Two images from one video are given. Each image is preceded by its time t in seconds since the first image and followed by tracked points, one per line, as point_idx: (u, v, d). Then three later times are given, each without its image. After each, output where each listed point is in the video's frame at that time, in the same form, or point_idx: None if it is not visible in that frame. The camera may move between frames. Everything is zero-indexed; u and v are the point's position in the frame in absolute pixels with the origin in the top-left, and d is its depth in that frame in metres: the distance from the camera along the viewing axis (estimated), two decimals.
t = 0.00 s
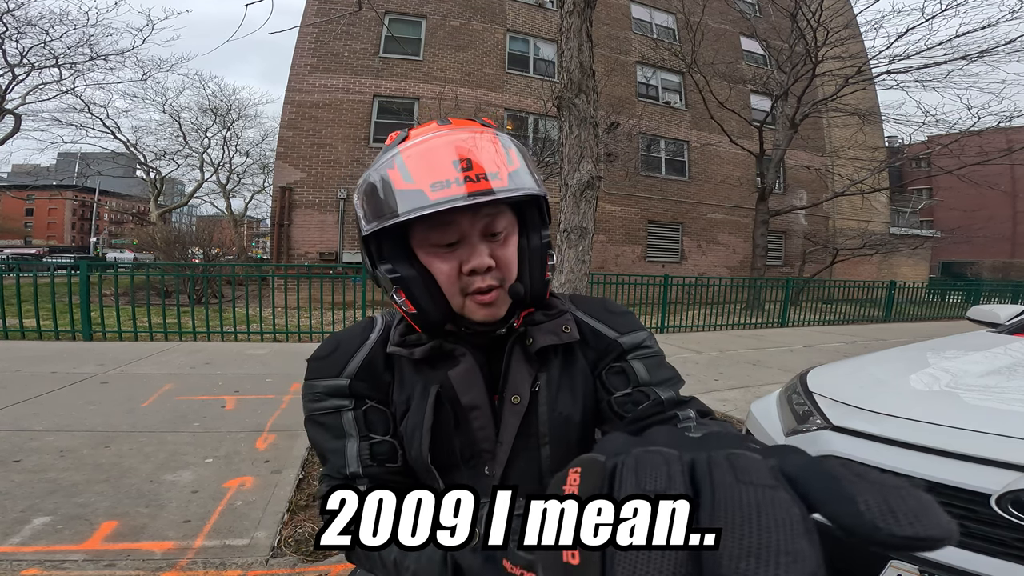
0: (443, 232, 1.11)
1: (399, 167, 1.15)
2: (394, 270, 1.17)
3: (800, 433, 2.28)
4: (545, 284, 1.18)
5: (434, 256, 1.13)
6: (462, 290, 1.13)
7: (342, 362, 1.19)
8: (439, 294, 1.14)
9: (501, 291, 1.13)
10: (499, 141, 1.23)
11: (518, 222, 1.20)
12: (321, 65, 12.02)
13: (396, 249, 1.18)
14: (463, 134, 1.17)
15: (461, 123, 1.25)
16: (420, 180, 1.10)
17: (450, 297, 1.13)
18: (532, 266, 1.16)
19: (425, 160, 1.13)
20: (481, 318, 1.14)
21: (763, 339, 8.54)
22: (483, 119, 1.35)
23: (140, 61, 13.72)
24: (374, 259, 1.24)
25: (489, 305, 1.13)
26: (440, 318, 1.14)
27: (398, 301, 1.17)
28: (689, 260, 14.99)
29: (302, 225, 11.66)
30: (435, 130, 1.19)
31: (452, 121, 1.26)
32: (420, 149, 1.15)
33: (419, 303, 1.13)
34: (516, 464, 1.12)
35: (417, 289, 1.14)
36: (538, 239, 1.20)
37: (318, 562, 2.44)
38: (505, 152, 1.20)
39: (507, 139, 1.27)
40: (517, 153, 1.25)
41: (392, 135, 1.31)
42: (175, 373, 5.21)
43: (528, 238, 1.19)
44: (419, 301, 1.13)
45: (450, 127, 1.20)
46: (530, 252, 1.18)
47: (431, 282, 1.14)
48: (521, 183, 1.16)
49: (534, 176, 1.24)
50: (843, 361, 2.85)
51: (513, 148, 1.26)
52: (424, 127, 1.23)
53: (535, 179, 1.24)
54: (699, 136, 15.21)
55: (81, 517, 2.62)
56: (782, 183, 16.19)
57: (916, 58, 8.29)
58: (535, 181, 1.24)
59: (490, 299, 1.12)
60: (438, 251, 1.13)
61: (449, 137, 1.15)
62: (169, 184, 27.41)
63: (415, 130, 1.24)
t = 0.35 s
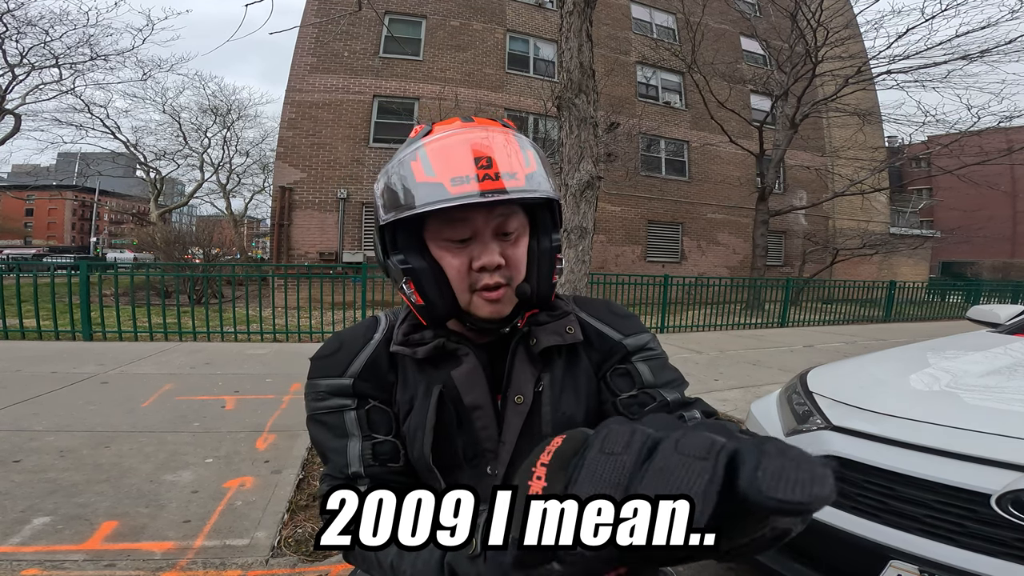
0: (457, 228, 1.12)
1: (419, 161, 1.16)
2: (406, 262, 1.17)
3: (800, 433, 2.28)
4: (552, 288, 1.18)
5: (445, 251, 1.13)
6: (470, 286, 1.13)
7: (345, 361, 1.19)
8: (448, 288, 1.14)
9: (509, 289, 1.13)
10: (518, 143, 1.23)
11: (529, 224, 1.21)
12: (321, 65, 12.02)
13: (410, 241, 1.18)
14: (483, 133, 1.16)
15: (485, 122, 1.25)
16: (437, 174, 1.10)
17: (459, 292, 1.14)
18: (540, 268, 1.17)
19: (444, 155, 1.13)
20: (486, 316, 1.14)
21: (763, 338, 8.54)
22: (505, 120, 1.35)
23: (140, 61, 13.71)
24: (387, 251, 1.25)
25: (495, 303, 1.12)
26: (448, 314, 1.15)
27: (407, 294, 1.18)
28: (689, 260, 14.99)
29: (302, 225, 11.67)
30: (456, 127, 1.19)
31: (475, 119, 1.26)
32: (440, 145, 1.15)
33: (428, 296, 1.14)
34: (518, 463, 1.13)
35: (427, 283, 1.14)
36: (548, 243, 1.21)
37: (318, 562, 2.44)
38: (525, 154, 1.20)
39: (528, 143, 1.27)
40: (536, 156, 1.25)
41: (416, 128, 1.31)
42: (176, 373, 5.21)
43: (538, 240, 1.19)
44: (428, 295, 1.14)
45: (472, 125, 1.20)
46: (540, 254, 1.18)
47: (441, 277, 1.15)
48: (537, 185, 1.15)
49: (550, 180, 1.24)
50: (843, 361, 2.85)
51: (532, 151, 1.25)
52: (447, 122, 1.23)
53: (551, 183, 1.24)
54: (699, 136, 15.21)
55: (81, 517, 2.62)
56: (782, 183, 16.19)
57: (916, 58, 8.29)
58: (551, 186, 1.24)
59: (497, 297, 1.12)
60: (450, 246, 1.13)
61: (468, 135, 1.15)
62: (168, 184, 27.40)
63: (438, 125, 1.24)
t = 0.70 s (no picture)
0: (473, 233, 1.11)
1: (444, 162, 1.16)
2: (420, 263, 1.17)
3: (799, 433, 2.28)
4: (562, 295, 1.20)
5: (459, 253, 1.13)
6: (481, 291, 1.13)
7: (349, 359, 1.19)
8: (459, 293, 1.15)
9: (519, 298, 1.14)
10: (542, 150, 1.23)
11: (544, 231, 1.22)
12: (321, 65, 12.02)
13: (426, 243, 1.18)
14: (508, 140, 1.17)
15: (511, 126, 1.25)
16: (460, 179, 1.10)
17: (470, 296, 1.14)
18: (552, 275, 1.18)
19: (467, 160, 1.13)
20: (494, 322, 1.14)
21: (762, 339, 8.54)
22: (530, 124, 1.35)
23: (140, 61, 13.70)
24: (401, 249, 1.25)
25: (504, 310, 1.13)
26: (457, 317, 1.16)
27: (419, 295, 1.18)
28: (689, 260, 15.00)
29: (302, 225, 11.67)
30: (481, 130, 1.19)
31: (502, 122, 1.25)
32: (466, 148, 1.16)
33: (439, 299, 1.15)
34: (521, 464, 1.13)
35: (439, 285, 1.14)
36: (562, 251, 1.22)
37: (318, 561, 2.44)
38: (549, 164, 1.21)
39: (552, 152, 1.28)
40: (559, 167, 1.27)
41: (440, 124, 1.31)
42: (176, 373, 5.22)
43: (552, 249, 1.21)
44: (439, 297, 1.15)
45: (497, 129, 1.20)
46: (552, 263, 1.19)
47: (453, 281, 1.15)
48: (557, 196, 1.16)
49: (570, 190, 1.24)
50: (843, 361, 2.85)
51: (554, 159, 1.26)
52: (473, 123, 1.23)
53: (570, 193, 1.24)
54: (699, 136, 15.21)
55: (81, 517, 2.62)
56: (782, 183, 16.20)
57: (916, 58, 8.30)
58: (571, 197, 1.25)
59: (507, 304, 1.13)
60: (463, 251, 1.13)
61: (492, 141, 1.15)
62: (167, 185, 27.39)
63: (463, 124, 1.24)
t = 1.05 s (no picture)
0: (479, 240, 1.11)
1: (449, 167, 1.16)
2: (424, 270, 1.17)
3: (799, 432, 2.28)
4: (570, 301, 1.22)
5: (465, 260, 1.14)
6: (487, 299, 1.14)
7: (356, 358, 1.18)
8: (465, 299, 1.14)
9: (526, 305, 1.15)
10: (550, 151, 1.23)
11: (553, 236, 1.23)
12: (321, 65, 12.02)
13: (430, 249, 1.18)
14: (517, 143, 1.16)
15: (520, 126, 1.25)
16: (465, 186, 1.10)
17: (475, 304, 1.14)
18: (561, 282, 1.19)
19: (474, 165, 1.13)
20: (500, 329, 1.16)
21: (762, 338, 8.54)
22: (538, 123, 1.35)
23: (140, 61, 13.69)
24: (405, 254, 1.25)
25: (510, 318, 1.14)
26: (462, 323, 1.15)
27: (422, 301, 1.17)
28: (689, 259, 15.01)
29: (302, 225, 11.67)
30: (489, 131, 1.19)
31: (509, 121, 1.25)
32: (473, 151, 1.15)
33: (443, 306, 1.14)
34: (526, 469, 1.12)
35: (443, 292, 1.14)
36: (571, 256, 1.23)
37: (318, 561, 2.44)
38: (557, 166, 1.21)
39: (561, 151, 1.27)
40: (568, 166, 1.27)
41: (444, 122, 1.30)
42: (176, 373, 5.22)
43: (561, 254, 1.21)
44: (443, 304, 1.14)
45: (505, 130, 1.19)
46: (560, 268, 1.20)
47: (458, 287, 1.14)
48: (567, 202, 1.17)
49: (581, 194, 1.24)
50: (843, 361, 2.85)
51: (564, 161, 1.26)
52: (479, 123, 1.22)
53: (580, 198, 1.24)
54: (699, 136, 15.22)
55: (81, 517, 2.62)
56: (782, 183, 16.22)
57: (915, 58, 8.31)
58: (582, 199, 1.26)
59: (513, 312, 1.14)
60: (469, 258, 1.13)
61: (500, 144, 1.15)
62: (167, 185, 27.40)
63: (469, 123, 1.24)
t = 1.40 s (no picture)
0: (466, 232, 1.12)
1: (435, 156, 1.18)
2: (414, 264, 1.19)
3: (800, 433, 2.27)
4: (568, 308, 1.18)
5: (454, 254, 1.15)
6: (476, 294, 1.15)
7: (355, 365, 1.17)
8: (453, 293, 1.16)
9: (518, 304, 1.14)
10: (551, 143, 1.22)
11: (554, 236, 1.21)
12: (320, 65, 12.01)
13: (421, 242, 1.20)
14: (515, 132, 1.17)
15: (521, 117, 1.25)
16: (448, 176, 1.12)
17: (464, 300, 1.16)
18: (558, 284, 1.17)
19: (467, 153, 1.14)
20: (491, 328, 1.15)
21: (762, 338, 8.54)
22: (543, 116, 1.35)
23: (141, 61, 13.68)
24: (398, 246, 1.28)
25: (500, 317, 1.14)
26: (454, 322, 1.17)
27: (411, 295, 1.21)
28: (689, 260, 15.02)
29: (302, 225, 11.68)
30: (487, 120, 1.20)
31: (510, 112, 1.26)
32: (459, 141, 1.17)
33: (430, 302, 1.16)
34: (534, 475, 1.16)
35: (430, 287, 1.16)
36: (573, 259, 1.21)
37: (318, 561, 2.44)
38: (551, 158, 1.19)
39: (559, 143, 1.25)
40: (566, 157, 1.24)
41: (443, 117, 1.33)
42: (176, 373, 5.22)
43: (561, 256, 1.20)
44: (430, 298, 1.16)
45: (504, 119, 1.20)
46: (559, 269, 1.18)
47: (447, 281, 1.16)
48: (559, 194, 1.14)
49: (583, 190, 1.23)
50: (842, 361, 2.85)
51: (562, 153, 1.23)
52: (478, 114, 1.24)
53: (581, 193, 1.21)
54: (699, 136, 15.22)
55: (81, 517, 2.63)
56: (782, 183, 16.23)
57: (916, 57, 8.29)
58: (582, 195, 1.22)
59: (504, 310, 1.13)
60: (458, 250, 1.14)
61: (498, 132, 1.15)
62: (168, 185, 27.42)
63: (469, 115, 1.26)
